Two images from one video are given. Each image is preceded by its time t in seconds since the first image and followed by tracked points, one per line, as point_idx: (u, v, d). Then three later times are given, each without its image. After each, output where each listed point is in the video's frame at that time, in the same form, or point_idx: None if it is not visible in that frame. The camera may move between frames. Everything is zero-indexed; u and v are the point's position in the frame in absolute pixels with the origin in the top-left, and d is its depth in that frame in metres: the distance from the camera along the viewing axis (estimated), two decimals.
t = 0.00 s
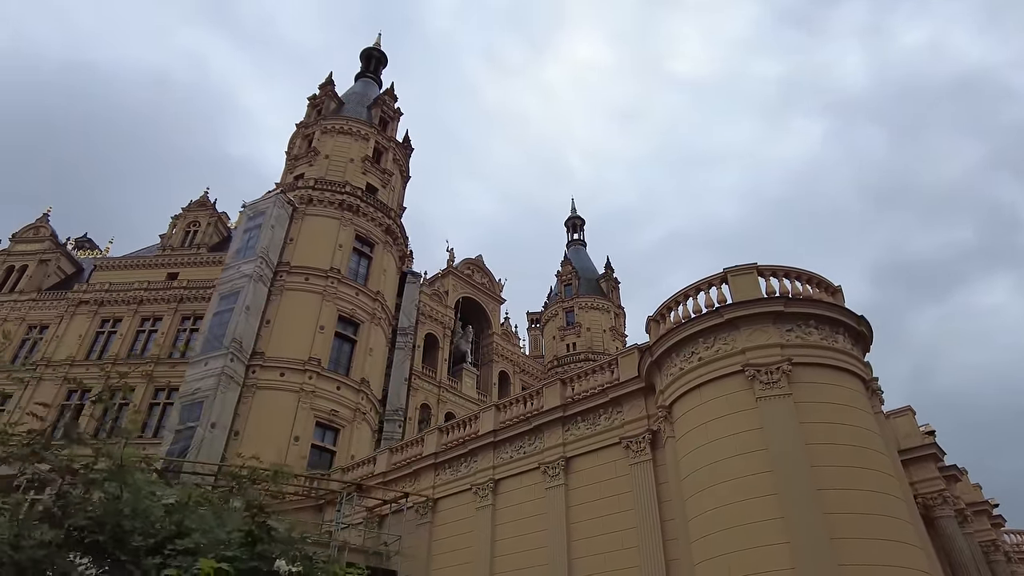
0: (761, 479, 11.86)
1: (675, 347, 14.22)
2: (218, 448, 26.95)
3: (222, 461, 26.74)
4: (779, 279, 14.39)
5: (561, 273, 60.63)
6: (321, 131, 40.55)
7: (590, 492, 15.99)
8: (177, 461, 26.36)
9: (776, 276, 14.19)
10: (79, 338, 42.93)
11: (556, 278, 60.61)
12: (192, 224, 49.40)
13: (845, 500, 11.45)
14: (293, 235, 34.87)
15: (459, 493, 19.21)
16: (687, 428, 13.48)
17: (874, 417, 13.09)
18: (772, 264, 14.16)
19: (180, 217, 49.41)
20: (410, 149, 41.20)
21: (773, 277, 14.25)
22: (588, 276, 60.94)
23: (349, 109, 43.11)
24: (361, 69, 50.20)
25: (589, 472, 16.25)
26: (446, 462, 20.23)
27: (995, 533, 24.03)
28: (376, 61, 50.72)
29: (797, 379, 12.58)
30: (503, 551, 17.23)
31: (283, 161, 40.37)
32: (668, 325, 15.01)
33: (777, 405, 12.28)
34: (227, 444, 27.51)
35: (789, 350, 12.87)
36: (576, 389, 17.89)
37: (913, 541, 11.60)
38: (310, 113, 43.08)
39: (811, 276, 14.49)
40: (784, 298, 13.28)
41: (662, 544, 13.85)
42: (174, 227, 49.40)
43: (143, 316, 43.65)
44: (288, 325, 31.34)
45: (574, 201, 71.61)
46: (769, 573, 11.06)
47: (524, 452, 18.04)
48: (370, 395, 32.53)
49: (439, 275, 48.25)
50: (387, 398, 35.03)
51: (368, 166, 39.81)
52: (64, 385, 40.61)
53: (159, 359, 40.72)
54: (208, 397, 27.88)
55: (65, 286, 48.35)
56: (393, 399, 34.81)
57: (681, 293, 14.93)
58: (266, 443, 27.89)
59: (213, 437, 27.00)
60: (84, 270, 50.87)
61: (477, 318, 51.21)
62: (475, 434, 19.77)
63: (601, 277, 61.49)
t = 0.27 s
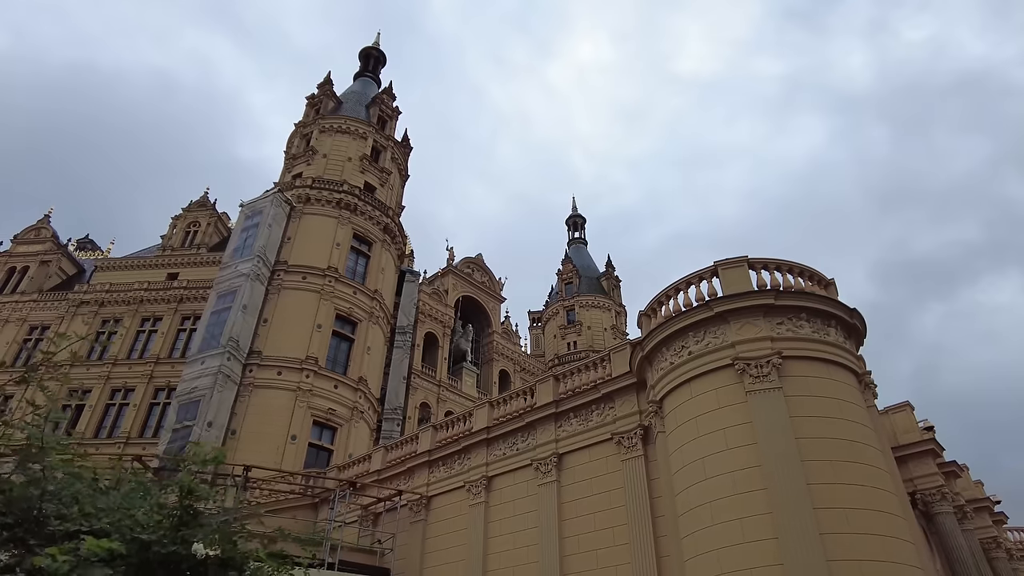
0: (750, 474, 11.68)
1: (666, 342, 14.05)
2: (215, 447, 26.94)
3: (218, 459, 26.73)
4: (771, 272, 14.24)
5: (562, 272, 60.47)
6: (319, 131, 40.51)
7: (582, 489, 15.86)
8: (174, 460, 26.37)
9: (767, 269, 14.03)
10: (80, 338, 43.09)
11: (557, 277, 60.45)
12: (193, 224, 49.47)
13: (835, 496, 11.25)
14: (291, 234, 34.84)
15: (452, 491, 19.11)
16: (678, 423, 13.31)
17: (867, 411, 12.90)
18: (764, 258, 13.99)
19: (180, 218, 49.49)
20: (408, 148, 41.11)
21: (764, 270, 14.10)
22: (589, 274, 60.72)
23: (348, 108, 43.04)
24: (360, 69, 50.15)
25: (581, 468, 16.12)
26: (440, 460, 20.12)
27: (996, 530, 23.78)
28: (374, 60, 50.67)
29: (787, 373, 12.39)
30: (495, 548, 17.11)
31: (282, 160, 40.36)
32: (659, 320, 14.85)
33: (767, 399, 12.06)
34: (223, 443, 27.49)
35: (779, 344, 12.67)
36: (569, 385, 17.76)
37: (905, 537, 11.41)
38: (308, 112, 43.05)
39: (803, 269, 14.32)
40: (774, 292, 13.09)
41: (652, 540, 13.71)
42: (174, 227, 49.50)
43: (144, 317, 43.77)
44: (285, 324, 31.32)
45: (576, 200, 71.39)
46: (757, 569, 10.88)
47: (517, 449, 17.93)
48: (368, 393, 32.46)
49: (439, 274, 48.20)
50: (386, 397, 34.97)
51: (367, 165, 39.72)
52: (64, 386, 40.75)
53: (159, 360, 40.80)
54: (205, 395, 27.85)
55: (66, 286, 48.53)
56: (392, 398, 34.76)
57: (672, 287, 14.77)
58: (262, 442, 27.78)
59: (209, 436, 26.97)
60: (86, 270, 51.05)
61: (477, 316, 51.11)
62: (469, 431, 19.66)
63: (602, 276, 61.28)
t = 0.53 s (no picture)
0: (742, 469, 11.46)
1: (658, 336, 13.87)
2: (213, 446, 26.90)
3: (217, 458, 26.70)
4: (764, 265, 14.03)
5: (564, 270, 60.30)
6: (318, 130, 40.46)
7: (576, 485, 15.69)
8: (173, 459, 26.36)
9: (760, 262, 13.83)
10: (82, 339, 43.24)
11: (558, 275, 60.28)
12: (194, 224, 49.57)
13: (828, 491, 11.00)
14: (290, 233, 34.80)
15: (447, 488, 18.98)
16: (670, 418, 13.12)
17: (862, 404, 12.67)
18: (757, 250, 13.79)
19: (181, 218, 49.58)
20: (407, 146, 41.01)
21: (757, 263, 13.90)
22: (591, 272, 60.49)
23: (347, 107, 42.96)
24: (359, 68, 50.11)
25: (575, 465, 15.95)
26: (435, 457, 19.99)
27: (1000, 527, 23.48)
28: (374, 59, 50.62)
29: (780, 366, 12.17)
30: (489, 546, 16.97)
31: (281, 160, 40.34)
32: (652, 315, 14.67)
33: (759, 393, 11.83)
34: (222, 442, 27.47)
35: (772, 337, 12.46)
36: (563, 381, 17.59)
37: (900, 533, 11.16)
38: (308, 111, 43.01)
39: (798, 261, 14.12)
40: (767, 284, 12.88)
41: (646, 537, 13.52)
42: (176, 228, 49.61)
43: (145, 317, 43.88)
44: (284, 323, 31.27)
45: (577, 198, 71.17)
46: (748, 566, 10.66)
47: (511, 446, 17.78)
48: (367, 392, 32.36)
49: (440, 272, 48.09)
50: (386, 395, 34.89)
51: (366, 164, 39.63)
52: (66, 386, 40.90)
53: (160, 360, 40.88)
54: (203, 394, 27.82)
55: (69, 287, 48.71)
56: (392, 397, 34.67)
57: (664, 281, 14.58)
58: (261, 441, 27.78)
59: (208, 435, 26.93)
60: (88, 271, 51.23)
61: (479, 315, 50.98)
62: (464, 429, 19.53)
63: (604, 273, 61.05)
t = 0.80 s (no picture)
0: (730, 461, 11.28)
1: (648, 327, 13.70)
2: (210, 443, 26.89)
3: (214, 454, 26.70)
4: (756, 255, 13.84)
5: (565, 266, 60.13)
6: (316, 126, 40.35)
7: (567, 479, 15.57)
8: (170, 456, 26.36)
9: (751, 252, 13.63)
10: (83, 337, 43.34)
11: (560, 271, 60.10)
12: (194, 222, 49.60)
13: (817, 483, 10.83)
14: (288, 230, 34.75)
15: (440, 483, 18.88)
16: (659, 411, 12.95)
17: (854, 395, 12.48)
18: (747, 240, 13.60)
19: (181, 216, 49.61)
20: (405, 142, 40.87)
21: (748, 253, 13.71)
22: (593, 268, 60.30)
23: (345, 103, 42.85)
24: (358, 64, 49.99)
25: (566, 459, 15.83)
26: (428, 452, 19.88)
27: (1002, 520, 23.29)
28: (373, 55, 50.51)
29: (769, 357, 11.97)
30: (481, 541, 16.87)
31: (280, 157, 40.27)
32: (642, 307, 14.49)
33: (749, 384, 11.65)
34: (219, 438, 27.46)
35: (762, 327, 12.25)
36: (556, 374, 17.45)
37: (890, 525, 10.99)
38: (306, 108, 42.92)
39: (790, 251, 13.93)
40: (757, 274, 12.69)
41: (637, 531, 13.37)
42: (176, 226, 49.64)
43: (146, 315, 43.96)
44: (281, 320, 31.24)
45: (579, 194, 70.90)
46: (735, 559, 10.49)
47: (504, 440, 17.65)
48: (365, 388, 32.29)
49: (440, 269, 48.02)
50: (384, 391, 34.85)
51: (364, 160, 39.52)
52: (68, 384, 41.05)
53: (161, 358, 40.95)
54: (200, 391, 27.80)
55: (70, 286, 48.86)
56: (390, 393, 34.62)
57: (655, 271, 14.39)
58: (258, 438, 27.76)
59: (205, 432, 26.92)
60: (90, 270, 51.36)
61: (479, 311, 50.86)
62: (457, 423, 19.42)
63: (605, 269, 60.84)
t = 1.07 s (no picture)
0: (715, 452, 11.12)
1: (636, 318, 13.53)
2: (204, 438, 26.85)
3: (209, 448, 26.68)
4: (744, 245, 13.66)
5: (564, 261, 59.94)
6: (312, 121, 40.18)
7: (556, 472, 15.46)
8: (164, 451, 26.35)
9: (739, 242, 13.46)
10: (80, 333, 43.34)
11: (558, 266, 59.92)
12: (192, 218, 49.53)
13: (802, 474, 10.65)
14: (283, 224, 34.64)
15: (431, 477, 18.78)
16: (646, 402, 12.80)
17: (842, 386, 12.30)
18: (736, 230, 13.43)
19: (178, 212, 49.54)
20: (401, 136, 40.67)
21: (737, 243, 13.51)
22: (592, 263, 60.11)
23: (341, 98, 42.67)
24: (354, 59, 49.76)
25: (555, 452, 15.71)
26: (420, 446, 19.77)
27: (999, 514, 23.15)
28: (369, 50, 50.28)
29: (756, 348, 11.79)
30: (471, 535, 16.77)
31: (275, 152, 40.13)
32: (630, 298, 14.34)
33: (735, 375, 11.47)
34: (213, 433, 27.43)
35: (748, 317, 12.07)
36: (546, 367, 17.32)
37: (876, 517, 10.82)
38: (301, 103, 42.74)
39: (779, 241, 13.74)
40: (744, 264, 12.51)
41: (624, 524, 13.25)
42: (174, 222, 49.56)
43: (143, 311, 43.94)
44: (275, 315, 31.15)
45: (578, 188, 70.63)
46: (719, 552, 10.34)
47: (494, 434, 17.53)
48: (361, 383, 32.18)
49: (438, 264, 47.90)
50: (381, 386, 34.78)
51: (359, 154, 39.35)
52: (65, 381, 41.07)
53: (158, 354, 40.93)
54: (194, 386, 27.76)
55: (68, 283, 48.87)
56: (387, 387, 34.55)
57: (643, 262, 14.22)
58: (253, 433, 27.72)
59: (199, 427, 26.88)
60: (88, 267, 51.37)
61: (477, 306, 50.72)
62: (448, 417, 19.30)
63: (604, 264, 60.65)
